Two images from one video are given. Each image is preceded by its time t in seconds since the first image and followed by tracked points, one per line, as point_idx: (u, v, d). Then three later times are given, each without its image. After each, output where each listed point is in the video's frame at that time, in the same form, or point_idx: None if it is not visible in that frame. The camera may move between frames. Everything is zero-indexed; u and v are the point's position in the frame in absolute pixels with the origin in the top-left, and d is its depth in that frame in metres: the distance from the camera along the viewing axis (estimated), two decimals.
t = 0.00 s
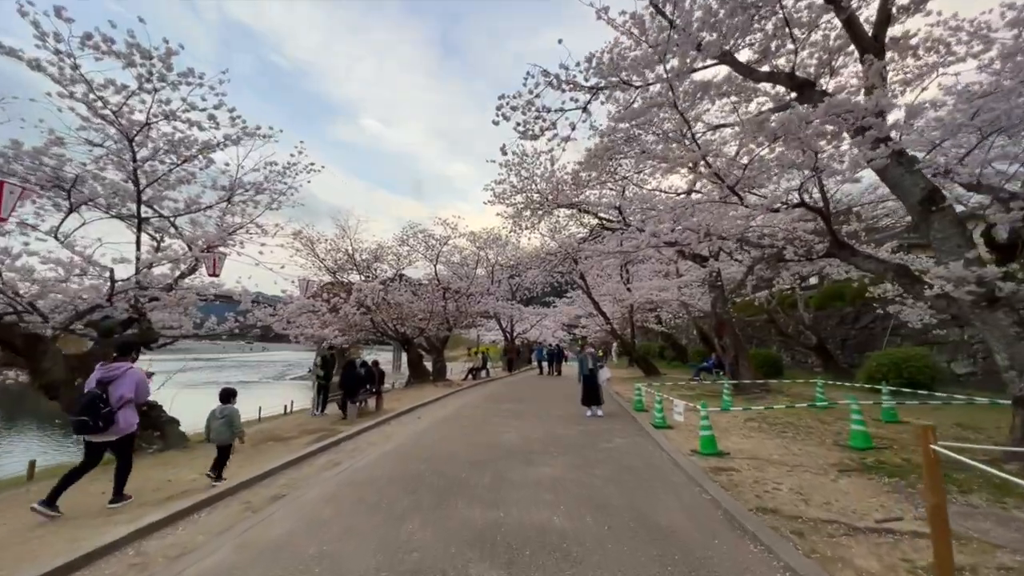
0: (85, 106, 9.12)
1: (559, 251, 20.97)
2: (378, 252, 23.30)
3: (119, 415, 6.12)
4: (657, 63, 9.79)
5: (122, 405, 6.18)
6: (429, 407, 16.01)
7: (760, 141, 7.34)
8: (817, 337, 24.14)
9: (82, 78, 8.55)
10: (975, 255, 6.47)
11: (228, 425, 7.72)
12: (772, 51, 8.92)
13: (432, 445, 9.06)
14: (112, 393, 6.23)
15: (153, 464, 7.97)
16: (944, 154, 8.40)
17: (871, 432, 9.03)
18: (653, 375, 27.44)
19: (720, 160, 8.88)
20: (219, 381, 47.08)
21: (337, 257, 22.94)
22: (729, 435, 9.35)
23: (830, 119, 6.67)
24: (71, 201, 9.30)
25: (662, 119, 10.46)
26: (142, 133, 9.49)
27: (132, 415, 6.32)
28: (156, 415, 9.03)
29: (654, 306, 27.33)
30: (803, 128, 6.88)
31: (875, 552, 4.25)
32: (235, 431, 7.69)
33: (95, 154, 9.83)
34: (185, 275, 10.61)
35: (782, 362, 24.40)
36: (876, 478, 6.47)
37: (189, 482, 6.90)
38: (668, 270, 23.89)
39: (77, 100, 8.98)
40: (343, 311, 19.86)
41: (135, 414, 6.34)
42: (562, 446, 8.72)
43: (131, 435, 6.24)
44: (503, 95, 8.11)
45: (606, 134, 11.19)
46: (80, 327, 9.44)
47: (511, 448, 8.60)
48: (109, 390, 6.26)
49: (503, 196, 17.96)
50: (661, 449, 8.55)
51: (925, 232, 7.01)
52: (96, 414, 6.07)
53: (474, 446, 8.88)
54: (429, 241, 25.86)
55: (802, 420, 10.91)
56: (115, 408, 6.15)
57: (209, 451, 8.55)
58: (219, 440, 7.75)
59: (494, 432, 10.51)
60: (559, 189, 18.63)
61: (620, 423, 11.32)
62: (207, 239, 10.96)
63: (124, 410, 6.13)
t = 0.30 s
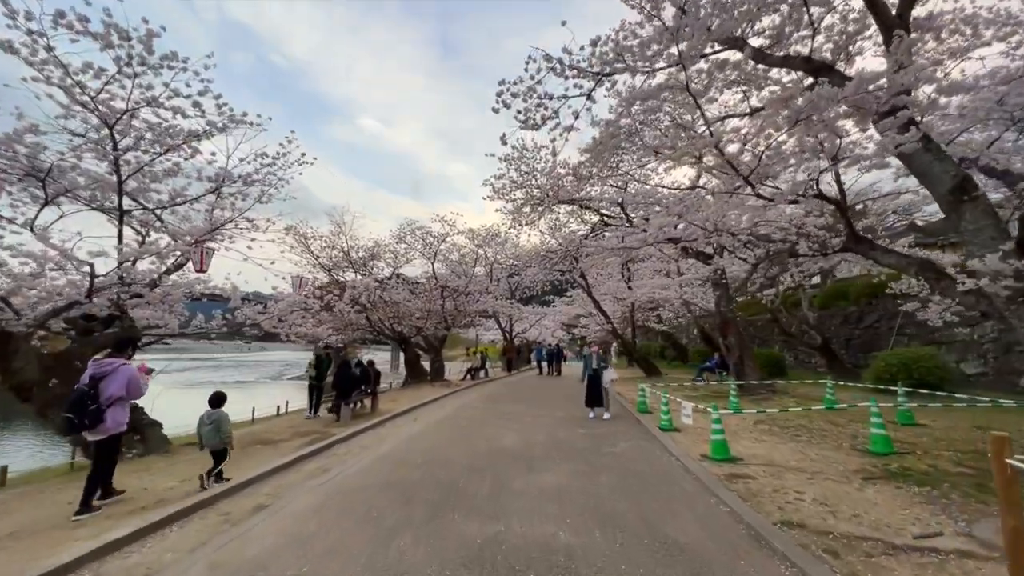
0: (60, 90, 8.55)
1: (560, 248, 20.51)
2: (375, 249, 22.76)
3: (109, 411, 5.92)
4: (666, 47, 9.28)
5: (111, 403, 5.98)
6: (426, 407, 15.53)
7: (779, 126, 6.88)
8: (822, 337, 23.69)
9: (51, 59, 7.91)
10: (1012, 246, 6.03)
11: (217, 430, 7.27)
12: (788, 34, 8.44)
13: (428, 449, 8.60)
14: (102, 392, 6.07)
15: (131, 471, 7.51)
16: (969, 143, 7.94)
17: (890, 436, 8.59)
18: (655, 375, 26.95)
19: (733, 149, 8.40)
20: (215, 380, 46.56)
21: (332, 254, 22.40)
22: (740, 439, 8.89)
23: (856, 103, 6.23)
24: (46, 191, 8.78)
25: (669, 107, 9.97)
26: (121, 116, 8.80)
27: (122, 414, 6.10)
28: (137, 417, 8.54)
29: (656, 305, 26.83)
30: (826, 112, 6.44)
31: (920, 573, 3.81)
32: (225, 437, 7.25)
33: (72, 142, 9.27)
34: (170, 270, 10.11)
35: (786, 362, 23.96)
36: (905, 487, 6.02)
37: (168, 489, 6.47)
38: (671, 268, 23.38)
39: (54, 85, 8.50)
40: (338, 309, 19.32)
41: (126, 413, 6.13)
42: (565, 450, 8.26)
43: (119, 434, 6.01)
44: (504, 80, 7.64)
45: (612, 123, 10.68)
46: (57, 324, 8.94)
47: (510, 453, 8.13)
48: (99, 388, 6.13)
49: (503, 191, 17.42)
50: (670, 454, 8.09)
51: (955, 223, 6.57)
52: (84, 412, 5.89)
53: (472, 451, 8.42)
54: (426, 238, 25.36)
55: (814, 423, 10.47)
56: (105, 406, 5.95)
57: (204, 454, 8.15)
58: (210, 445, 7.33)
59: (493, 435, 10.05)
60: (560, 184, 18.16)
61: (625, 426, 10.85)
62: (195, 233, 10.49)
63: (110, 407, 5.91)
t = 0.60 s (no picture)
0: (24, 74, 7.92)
1: (555, 246, 20.10)
2: (366, 247, 22.24)
3: (94, 419, 5.54)
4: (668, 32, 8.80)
5: (96, 409, 5.58)
6: (416, 410, 15.08)
7: (791, 113, 6.46)
8: (820, 337, 23.35)
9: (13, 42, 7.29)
10: None
11: (194, 431, 6.76)
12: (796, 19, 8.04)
13: (417, 456, 8.14)
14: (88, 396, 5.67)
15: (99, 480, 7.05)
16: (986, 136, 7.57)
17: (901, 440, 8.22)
18: (650, 376, 26.58)
19: (737, 139, 7.97)
20: (206, 381, 45.98)
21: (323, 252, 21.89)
22: (744, 445, 8.48)
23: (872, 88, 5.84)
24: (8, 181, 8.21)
25: (670, 98, 9.53)
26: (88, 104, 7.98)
27: (112, 419, 5.72)
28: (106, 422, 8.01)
29: (652, 304, 26.42)
30: (840, 97, 6.05)
31: None
32: (202, 439, 6.76)
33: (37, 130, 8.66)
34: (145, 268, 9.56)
35: (784, 362, 23.64)
36: (928, 499, 5.64)
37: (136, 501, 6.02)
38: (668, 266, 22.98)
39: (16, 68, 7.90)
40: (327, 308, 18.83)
41: (115, 418, 5.73)
42: (560, 457, 7.85)
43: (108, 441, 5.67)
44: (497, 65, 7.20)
45: (610, 115, 10.21)
46: (22, 325, 8.38)
47: (503, 460, 7.70)
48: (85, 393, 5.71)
49: (497, 187, 16.96)
50: (671, 460, 7.69)
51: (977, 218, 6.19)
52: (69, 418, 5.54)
53: (463, 458, 7.98)
54: (419, 236, 24.90)
55: (819, 426, 10.10)
56: (91, 411, 5.57)
57: (178, 458, 7.69)
58: (185, 447, 6.83)
59: (485, 439, 9.61)
60: (555, 180, 17.73)
61: (623, 429, 10.43)
62: (174, 228, 10.02)
63: (98, 414, 5.57)
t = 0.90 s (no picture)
0: None
1: (543, 242, 19.69)
2: (349, 243, 21.67)
3: (61, 415, 5.33)
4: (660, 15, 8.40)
5: (64, 405, 5.37)
6: (398, 411, 14.58)
7: (793, 96, 6.06)
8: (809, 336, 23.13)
9: None
10: None
11: (153, 440, 6.27)
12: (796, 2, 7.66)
13: (396, 463, 7.71)
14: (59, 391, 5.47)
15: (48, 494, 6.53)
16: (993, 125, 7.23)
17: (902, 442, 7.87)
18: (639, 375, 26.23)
19: (733, 127, 7.56)
20: (190, 380, 45.21)
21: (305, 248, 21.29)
22: (740, 448, 8.09)
23: (880, 70, 5.47)
24: None
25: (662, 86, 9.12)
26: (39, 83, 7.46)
27: (84, 414, 5.51)
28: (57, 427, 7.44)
29: (640, 303, 26.10)
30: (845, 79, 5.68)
31: None
32: (160, 449, 6.26)
33: None
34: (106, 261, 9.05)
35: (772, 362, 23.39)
36: (939, 507, 5.28)
37: (84, 518, 5.54)
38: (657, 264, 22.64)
39: None
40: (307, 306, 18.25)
41: (86, 413, 5.51)
42: (548, 463, 7.45)
43: (79, 440, 5.45)
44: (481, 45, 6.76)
45: (600, 103, 9.78)
46: None
47: (488, 467, 7.29)
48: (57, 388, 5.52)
49: (483, 181, 16.48)
50: (665, 465, 7.28)
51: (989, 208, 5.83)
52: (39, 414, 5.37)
53: (446, 464, 7.54)
54: (404, 233, 24.39)
55: (814, 428, 9.75)
56: (59, 408, 5.38)
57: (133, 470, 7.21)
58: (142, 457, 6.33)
59: (470, 443, 9.17)
60: (543, 174, 17.33)
61: (612, 431, 10.02)
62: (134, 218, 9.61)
63: (65, 409, 5.37)
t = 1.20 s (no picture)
0: None
1: (542, 241, 19.22)
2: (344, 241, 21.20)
3: (65, 424, 5.27)
4: None
5: (67, 412, 5.30)
6: (392, 414, 14.13)
7: (816, 80, 5.60)
8: (812, 337, 22.69)
9: None
10: None
11: (122, 446, 5.88)
12: None
13: (388, 471, 7.29)
14: (55, 398, 5.32)
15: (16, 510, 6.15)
16: None
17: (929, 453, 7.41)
18: (639, 377, 25.77)
19: (749, 115, 7.09)
20: (184, 380, 44.69)
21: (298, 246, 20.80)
22: (753, 458, 7.61)
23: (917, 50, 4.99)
24: None
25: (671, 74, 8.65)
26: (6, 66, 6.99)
27: (79, 423, 5.46)
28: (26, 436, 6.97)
29: (641, 303, 25.66)
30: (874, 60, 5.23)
31: None
32: (130, 453, 5.84)
33: None
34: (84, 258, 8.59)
35: (775, 363, 22.96)
36: (982, 527, 4.81)
37: (45, 536, 5.07)
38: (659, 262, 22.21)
39: None
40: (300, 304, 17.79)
41: (83, 422, 5.47)
42: (549, 472, 7.02)
43: (79, 447, 5.40)
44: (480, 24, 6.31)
45: (604, 95, 9.32)
46: None
47: (486, 475, 6.85)
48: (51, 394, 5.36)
49: (482, 177, 16.01)
50: (675, 476, 6.80)
51: None
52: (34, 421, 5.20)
53: (442, 472, 7.11)
54: (400, 231, 23.91)
55: (827, 434, 9.30)
56: (60, 416, 5.30)
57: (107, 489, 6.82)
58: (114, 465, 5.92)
59: (468, 448, 8.73)
60: (543, 171, 16.87)
61: (617, 436, 9.55)
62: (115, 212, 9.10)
63: (70, 418, 5.32)
